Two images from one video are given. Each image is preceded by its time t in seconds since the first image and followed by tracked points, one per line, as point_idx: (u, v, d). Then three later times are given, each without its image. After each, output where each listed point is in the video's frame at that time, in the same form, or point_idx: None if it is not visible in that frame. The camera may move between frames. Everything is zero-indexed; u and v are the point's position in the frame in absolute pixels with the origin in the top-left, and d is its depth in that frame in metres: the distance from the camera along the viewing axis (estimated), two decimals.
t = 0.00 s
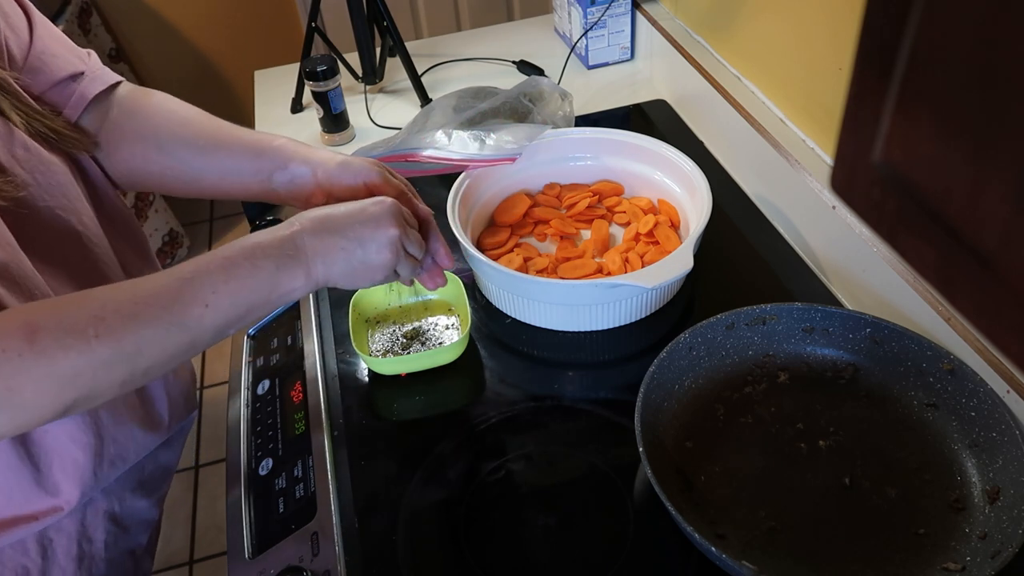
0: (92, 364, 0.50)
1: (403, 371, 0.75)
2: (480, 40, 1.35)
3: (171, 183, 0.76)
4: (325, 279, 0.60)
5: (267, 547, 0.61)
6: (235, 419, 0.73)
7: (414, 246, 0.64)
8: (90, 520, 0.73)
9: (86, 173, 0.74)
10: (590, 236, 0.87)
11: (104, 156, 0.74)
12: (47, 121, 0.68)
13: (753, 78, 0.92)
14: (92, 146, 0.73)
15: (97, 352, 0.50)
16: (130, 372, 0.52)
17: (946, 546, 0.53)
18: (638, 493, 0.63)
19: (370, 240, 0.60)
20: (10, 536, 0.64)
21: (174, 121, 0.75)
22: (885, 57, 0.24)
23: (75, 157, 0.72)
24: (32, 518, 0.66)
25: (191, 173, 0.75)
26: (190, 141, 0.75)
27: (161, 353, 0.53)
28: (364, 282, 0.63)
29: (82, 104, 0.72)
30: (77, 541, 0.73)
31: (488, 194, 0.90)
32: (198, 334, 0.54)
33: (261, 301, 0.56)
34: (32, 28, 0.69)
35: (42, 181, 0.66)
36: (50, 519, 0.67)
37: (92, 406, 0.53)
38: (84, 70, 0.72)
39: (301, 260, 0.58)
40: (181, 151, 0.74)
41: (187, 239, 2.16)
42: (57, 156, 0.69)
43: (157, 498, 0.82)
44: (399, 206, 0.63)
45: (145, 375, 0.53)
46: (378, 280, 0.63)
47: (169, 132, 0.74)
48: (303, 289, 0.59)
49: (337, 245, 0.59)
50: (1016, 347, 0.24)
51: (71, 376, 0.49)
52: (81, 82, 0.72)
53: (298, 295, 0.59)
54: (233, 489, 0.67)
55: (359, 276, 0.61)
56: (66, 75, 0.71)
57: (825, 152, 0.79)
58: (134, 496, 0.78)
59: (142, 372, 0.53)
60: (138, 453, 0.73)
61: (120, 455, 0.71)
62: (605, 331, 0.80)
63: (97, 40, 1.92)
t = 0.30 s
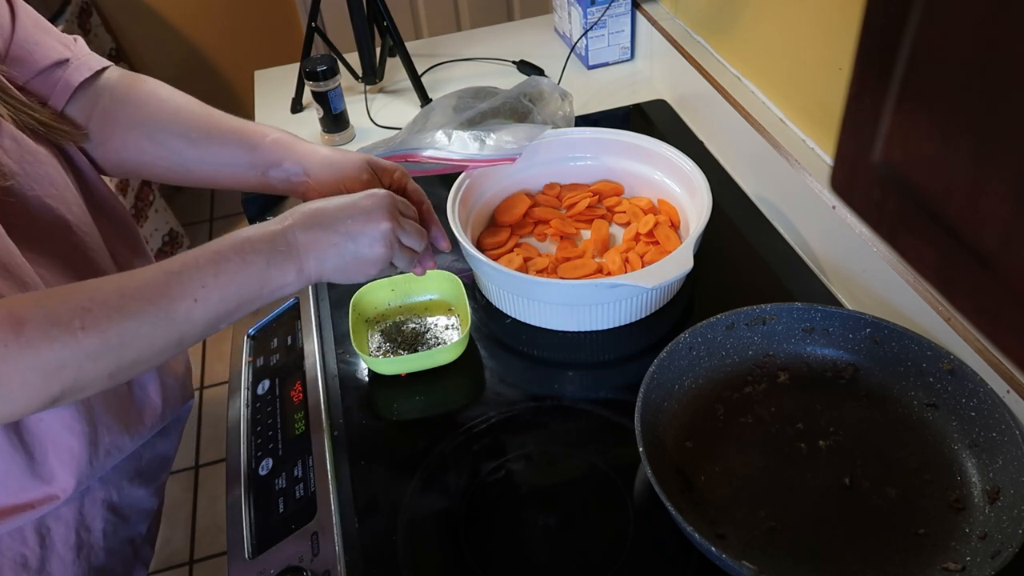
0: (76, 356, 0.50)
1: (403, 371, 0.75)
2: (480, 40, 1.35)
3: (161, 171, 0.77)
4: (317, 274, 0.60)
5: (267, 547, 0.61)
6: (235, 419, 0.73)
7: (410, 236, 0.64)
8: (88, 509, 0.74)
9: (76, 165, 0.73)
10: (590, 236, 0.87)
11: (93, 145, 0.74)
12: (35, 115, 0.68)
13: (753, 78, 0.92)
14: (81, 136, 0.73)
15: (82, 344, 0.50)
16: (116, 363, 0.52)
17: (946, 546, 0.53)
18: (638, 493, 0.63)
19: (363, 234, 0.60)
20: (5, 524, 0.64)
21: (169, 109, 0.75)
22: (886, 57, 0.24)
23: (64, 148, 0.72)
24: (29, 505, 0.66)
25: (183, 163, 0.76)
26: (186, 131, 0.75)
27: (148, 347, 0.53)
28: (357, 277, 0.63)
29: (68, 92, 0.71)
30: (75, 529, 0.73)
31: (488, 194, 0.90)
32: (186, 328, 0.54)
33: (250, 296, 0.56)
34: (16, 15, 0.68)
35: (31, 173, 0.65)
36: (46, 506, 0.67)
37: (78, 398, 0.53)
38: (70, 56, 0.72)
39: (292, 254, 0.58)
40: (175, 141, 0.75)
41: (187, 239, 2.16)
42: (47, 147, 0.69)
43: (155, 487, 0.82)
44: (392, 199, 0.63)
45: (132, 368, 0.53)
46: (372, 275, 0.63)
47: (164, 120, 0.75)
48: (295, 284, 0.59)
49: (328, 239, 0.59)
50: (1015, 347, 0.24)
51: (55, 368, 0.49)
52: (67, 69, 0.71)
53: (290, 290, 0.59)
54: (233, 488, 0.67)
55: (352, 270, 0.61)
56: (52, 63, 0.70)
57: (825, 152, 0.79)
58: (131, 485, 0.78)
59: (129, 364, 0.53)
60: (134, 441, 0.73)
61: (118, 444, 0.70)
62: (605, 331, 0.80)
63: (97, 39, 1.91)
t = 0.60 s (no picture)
0: (65, 354, 0.50)
1: (403, 371, 0.75)
2: (480, 40, 1.35)
3: (152, 167, 0.77)
4: (310, 271, 0.60)
5: (267, 547, 0.61)
6: (235, 419, 0.73)
7: (404, 230, 0.64)
8: (84, 506, 0.74)
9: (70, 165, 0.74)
10: (590, 236, 0.87)
11: (87, 143, 0.75)
12: (29, 116, 0.68)
13: (753, 78, 0.92)
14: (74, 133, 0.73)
15: (71, 341, 0.50)
16: (106, 361, 0.52)
17: (946, 546, 0.53)
18: (638, 493, 0.63)
19: (355, 230, 0.60)
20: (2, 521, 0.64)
21: (167, 105, 0.76)
22: (886, 58, 0.24)
23: (59, 148, 0.73)
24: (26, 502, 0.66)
25: (174, 160, 0.76)
26: (178, 130, 0.75)
27: (138, 343, 0.53)
28: (352, 273, 0.63)
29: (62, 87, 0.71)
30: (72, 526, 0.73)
31: (488, 194, 0.90)
32: (177, 325, 0.54)
33: (241, 293, 0.56)
34: (8, 10, 0.68)
35: (25, 169, 0.65)
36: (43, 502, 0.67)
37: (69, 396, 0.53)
38: (63, 51, 0.72)
39: (284, 250, 0.58)
40: (168, 137, 0.75)
41: (187, 239, 2.16)
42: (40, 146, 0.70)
43: (153, 483, 0.82)
44: (386, 195, 0.63)
45: (122, 365, 0.53)
46: (366, 271, 0.63)
47: (159, 116, 0.75)
48: (288, 282, 0.59)
49: (321, 236, 0.59)
50: (1016, 348, 0.24)
51: (44, 365, 0.49)
52: (61, 64, 0.71)
53: (283, 288, 0.59)
54: (233, 488, 0.67)
55: (345, 266, 0.61)
56: (46, 59, 0.70)
57: (826, 152, 0.79)
58: (128, 481, 0.78)
59: (119, 361, 0.53)
60: (130, 437, 0.73)
61: (113, 439, 0.71)
62: (605, 331, 0.80)
63: (97, 39, 1.92)
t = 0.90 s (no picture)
0: (58, 363, 0.50)
1: (403, 371, 0.75)
2: (480, 40, 1.35)
3: (150, 168, 0.78)
4: (306, 283, 0.60)
5: (267, 547, 0.61)
6: (235, 419, 0.73)
7: (402, 243, 0.63)
8: (81, 507, 0.74)
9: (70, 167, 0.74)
10: (590, 236, 0.87)
11: (85, 142, 0.75)
12: (28, 119, 0.68)
13: (753, 78, 0.92)
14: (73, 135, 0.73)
15: (63, 352, 0.50)
16: (99, 371, 0.52)
17: (946, 546, 0.53)
18: (638, 493, 0.63)
19: (353, 243, 0.60)
20: None
21: (164, 107, 0.76)
22: (886, 58, 0.24)
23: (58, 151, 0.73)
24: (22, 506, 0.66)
25: (171, 162, 0.77)
26: (174, 133, 0.75)
27: (130, 354, 0.53)
28: (348, 287, 0.62)
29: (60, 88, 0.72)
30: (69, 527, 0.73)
31: (488, 194, 0.90)
32: (170, 335, 0.54)
33: (236, 304, 0.56)
34: (7, 11, 0.68)
35: (21, 172, 0.65)
36: (39, 506, 0.67)
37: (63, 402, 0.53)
38: (61, 52, 0.72)
39: (280, 263, 0.58)
40: (165, 139, 0.75)
41: (187, 239, 2.16)
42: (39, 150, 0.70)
43: (150, 484, 0.82)
44: (385, 209, 0.63)
45: (115, 375, 0.53)
46: (362, 283, 0.63)
47: (157, 118, 0.75)
48: (284, 293, 0.59)
49: (318, 248, 0.59)
50: (1015, 348, 0.24)
51: (36, 375, 0.49)
52: (60, 65, 0.71)
53: (278, 298, 0.59)
54: (233, 488, 0.67)
55: (342, 279, 0.61)
56: (44, 59, 0.70)
57: (826, 152, 0.79)
58: (124, 483, 0.78)
59: (113, 371, 0.53)
60: (126, 440, 0.73)
61: (109, 442, 0.71)
62: (605, 331, 0.80)
63: (97, 39, 1.91)
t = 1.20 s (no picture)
0: (60, 364, 0.50)
1: (403, 371, 0.75)
2: (480, 41, 1.35)
3: (148, 170, 0.77)
4: (306, 285, 0.60)
5: (267, 547, 0.61)
6: (235, 419, 0.73)
7: (402, 241, 0.63)
8: (80, 507, 0.74)
9: (69, 169, 0.74)
10: (590, 236, 0.87)
11: (84, 143, 0.75)
12: (28, 119, 0.68)
13: (753, 78, 0.92)
14: (72, 137, 0.73)
15: (65, 354, 0.50)
16: (101, 373, 0.52)
17: (946, 546, 0.53)
18: (638, 493, 0.63)
19: (353, 242, 0.60)
20: None
21: (162, 109, 0.75)
22: (886, 58, 0.24)
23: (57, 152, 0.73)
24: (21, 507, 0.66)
25: (170, 165, 0.76)
26: (173, 136, 0.75)
27: (132, 356, 0.53)
28: (351, 285, 0.62)
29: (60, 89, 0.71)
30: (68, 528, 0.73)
31: (487, 194, 0.90)
32: (172, 337, 0.54)
33: (237, 306, 0.56)
34: (6, 13, 0.68)
35: (20, 173, 0.65)
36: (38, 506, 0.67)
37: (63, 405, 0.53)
38: (60, 53, 0.72)
39: (280, 263, 0.58)
40: (163, 141, 0.75)
41: (187, 239, 2.16)
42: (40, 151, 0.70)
43: (149, 485, 0.82)
44: (382, 206, 0.63)
45: (117, 378, 0.53)
46: (362, 283, 0.63)
47: (155, 120, 0.75)
48: (284, 295, 0.59)
49: (318, 249, 0.59)
50: (1015, 348, 0.24)
51: (38, 376, 0.49)
52: (58, 66, 0.71)
53: (280, 300, 0.59)
54: (233, 488, 0.67)
55: (342, 279, 0.61)
56: (43, 61, 0.70)
57: (826, 152, 0.79)
58: (123, 483, 0.78)
59: (115, 373, 0.53)
60: (125, 440, 0.73)
61: (108, 442, 0.71)
62: (605, 331, 0.80)
63: (97, 39, 1.91)
